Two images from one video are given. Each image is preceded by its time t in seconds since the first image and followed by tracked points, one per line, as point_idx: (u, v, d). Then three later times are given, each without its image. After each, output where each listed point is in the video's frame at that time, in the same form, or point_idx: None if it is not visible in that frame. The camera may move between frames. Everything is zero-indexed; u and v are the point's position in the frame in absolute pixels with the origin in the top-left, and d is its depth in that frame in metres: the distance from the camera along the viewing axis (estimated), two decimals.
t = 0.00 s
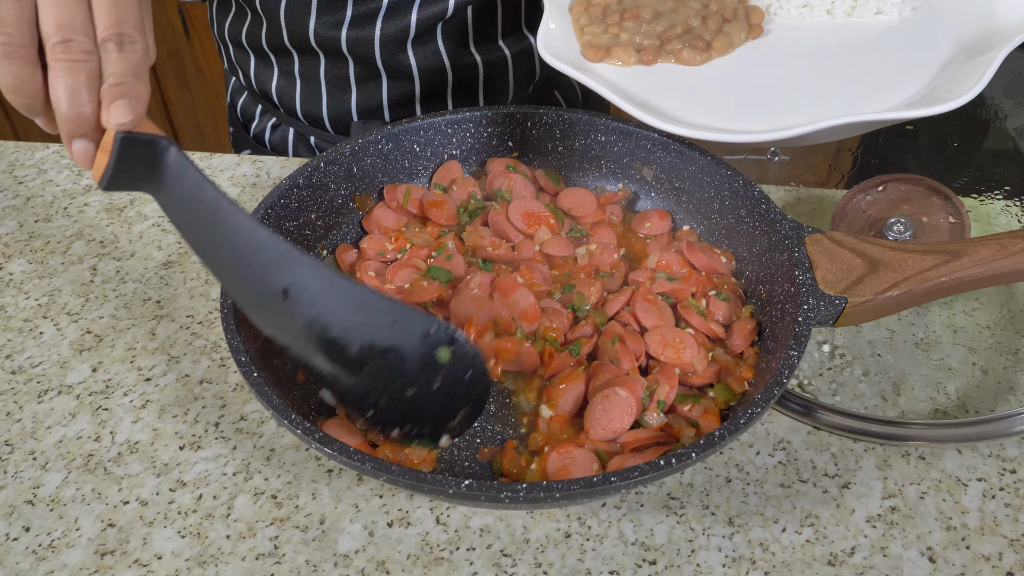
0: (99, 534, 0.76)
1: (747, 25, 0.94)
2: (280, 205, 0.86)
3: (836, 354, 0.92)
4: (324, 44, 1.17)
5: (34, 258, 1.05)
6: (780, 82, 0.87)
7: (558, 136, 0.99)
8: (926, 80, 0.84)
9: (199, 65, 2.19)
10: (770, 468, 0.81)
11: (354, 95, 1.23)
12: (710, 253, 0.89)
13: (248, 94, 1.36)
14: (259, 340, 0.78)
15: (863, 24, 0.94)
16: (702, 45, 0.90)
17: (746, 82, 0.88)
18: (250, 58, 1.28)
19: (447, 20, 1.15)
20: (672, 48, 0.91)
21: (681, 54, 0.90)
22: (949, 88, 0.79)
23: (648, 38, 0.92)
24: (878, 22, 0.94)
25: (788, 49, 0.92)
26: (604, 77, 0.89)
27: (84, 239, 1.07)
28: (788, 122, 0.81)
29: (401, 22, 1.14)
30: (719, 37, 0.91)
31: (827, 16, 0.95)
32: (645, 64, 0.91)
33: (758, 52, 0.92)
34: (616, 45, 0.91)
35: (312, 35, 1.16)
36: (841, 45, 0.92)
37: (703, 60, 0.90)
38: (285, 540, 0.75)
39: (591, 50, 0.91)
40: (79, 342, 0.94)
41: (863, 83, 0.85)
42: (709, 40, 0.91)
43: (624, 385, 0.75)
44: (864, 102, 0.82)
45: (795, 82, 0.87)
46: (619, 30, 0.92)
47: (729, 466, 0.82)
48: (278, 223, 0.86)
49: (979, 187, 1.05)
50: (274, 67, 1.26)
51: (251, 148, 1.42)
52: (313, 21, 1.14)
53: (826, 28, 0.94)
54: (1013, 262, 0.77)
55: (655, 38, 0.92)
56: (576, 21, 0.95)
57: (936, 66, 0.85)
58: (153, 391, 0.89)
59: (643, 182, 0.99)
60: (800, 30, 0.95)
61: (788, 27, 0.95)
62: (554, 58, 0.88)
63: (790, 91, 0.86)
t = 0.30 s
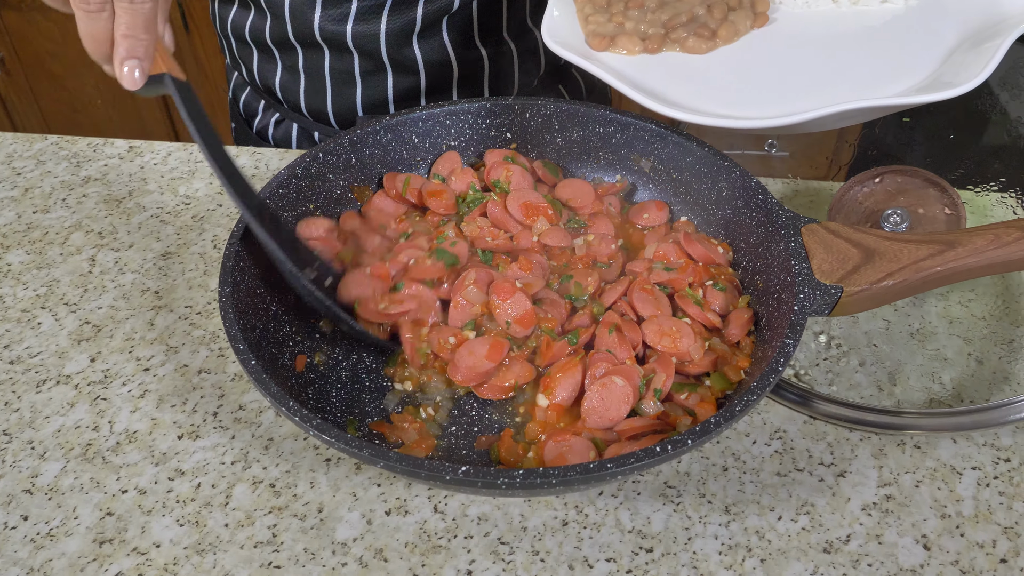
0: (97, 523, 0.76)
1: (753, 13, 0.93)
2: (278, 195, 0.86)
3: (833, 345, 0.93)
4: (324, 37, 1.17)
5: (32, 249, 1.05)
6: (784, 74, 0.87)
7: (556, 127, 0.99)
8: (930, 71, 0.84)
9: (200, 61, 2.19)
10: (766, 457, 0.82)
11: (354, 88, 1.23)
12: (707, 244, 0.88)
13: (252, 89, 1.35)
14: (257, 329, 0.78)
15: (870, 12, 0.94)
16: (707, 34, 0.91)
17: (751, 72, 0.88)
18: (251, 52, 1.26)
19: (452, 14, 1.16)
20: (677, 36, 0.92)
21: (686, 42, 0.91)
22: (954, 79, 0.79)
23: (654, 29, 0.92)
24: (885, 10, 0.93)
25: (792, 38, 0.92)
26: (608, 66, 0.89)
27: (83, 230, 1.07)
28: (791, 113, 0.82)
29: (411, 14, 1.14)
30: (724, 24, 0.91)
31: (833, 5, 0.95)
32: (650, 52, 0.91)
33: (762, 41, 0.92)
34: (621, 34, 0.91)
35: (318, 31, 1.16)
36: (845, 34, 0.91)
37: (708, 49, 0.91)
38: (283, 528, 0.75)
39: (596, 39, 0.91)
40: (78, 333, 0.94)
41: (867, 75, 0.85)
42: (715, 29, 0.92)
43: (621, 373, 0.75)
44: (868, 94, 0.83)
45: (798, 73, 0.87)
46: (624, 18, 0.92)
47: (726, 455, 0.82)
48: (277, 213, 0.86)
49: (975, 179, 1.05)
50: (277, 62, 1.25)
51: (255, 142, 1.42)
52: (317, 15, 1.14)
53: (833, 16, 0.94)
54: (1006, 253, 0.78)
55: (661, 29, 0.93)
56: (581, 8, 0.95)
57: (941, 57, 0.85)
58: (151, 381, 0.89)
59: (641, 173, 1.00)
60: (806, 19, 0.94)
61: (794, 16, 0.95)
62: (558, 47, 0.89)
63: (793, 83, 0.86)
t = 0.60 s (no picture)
0: (100, 517, 0.75)
1: (762, 15, 0.92)
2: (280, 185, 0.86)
3: (837, 336, 0.93)
4: (321, 28, 1.16)
5: (30, 242, 1.04)
6: (791, 78, 0.86)
7: (559, 118, 0.99)
8: (940, 79, 0.83)
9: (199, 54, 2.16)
10: (771, 448, 0.82)
11: (352, 79, 1.22)
12: (713, 232, 0.88)
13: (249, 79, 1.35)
14: (261, 321, 0.77)
15: (879, 15, 0.93)
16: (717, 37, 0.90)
17: (758, 74, 0.88)
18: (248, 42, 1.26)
19: (446, 5, 1.15)
20: (686, 40, 0.90)
21: (695, 45, 0.90)
22: (964, 92, 0.78)
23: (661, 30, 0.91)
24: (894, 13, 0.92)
25: (800, 41, 0.91)
26: (615, 69, 0.88)
27: (81, 223, 1.06)
28: (798, 121, 0.81)
29: (402, 4, 1.13)
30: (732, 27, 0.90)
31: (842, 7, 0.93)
32: (659, 55, 0.90)
33: (770, 44, 0.91)
34: (629, 36, 0.90)
35: (310, 19, 1.15)
36: (854, 38, 0.90)
37: (718, 52, 0.89)
38: (288, 521, 0.75)
39: (604, 41, 0.90)
40: (78, 326, 0.94)
41: (875, 80, 0.84)
42: (723, 32, 0.91)
43: (630, 368, 0.75)
44: (876, 101, 0.82)
45: (806, 78, 0.86)
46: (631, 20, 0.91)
47: (731, 446, 0.82)
48: (279, 204, 0.86)
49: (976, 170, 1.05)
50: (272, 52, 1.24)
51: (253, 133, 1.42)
52: (311, 4, 1.13)
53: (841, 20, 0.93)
54: (1012, 243, 0.77)
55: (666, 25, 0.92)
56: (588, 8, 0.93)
57: (951, 64, 0.84)
58: (153, 374, 0.88)
59: (644, 163, 0.99)
60: (814, 22, 0.93)
61: (802, 19, 0.94)
62: (567, 50, 0.88)
63: (800, 88, 0.85)
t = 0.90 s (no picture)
0: (94, 526, 0.74)
1: (763, 15, 0.91)
2: (275, 185, 0.84)
3: (841, 336, 0.92)
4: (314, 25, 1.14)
5: (19, 244, 1.02)
6: (791, 80, 0.85)
7: (558, 117, 0.98)
8: (942, 80, 0.81)
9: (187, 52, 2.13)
10: (777, 450, 0.81)
11: (346, 77, 1.20)
12: (717, 223, 0.86)
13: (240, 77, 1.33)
14: (259, 325, 0.76)
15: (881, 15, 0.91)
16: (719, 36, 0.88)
17: (760, 75, 0.86)
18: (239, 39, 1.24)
19: (441, 1, 1.14)
20: (691, 38, 0.89)
21: (699, 44, 0.88)
22: (966, 94, 0.77)
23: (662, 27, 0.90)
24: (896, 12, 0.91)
25: (801, 42, 0.90)
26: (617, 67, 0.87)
27: (71, 224, 1.04)
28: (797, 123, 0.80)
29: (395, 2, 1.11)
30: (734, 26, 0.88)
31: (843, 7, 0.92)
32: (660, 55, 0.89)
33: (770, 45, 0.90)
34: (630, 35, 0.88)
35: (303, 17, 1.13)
36: (856, 39, 0.89)
37: (720, 51, 0.88)
38: (287, 530, 0.73)
39: (605, 38, 0.88)
40: (69, 330, 0.92)
41: (875, 82, 0.83)
42: (725, 30, 0.89)
43: (635, 372, 0.72)
44: (874, 104, 0.81)
45: (807, 80, 0.85)
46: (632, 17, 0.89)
47: (737, 449, 0.81)
48: (274, 204, 0.84)
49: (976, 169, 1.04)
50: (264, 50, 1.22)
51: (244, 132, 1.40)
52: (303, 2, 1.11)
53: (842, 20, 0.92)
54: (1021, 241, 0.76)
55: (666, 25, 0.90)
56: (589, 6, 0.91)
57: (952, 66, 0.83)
58: (147, 379, 0.86)
59: (646, 163, 0.98)
60: (816, 22, 0.92)
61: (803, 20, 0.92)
62: (569, 47, 0.86)
63: (801, 89, 0.83)
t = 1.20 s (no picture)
0: (74, 548, 0.71)
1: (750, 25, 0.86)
2: (261, 193, 0.82)
3: (838, 343, 0.91)
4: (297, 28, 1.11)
5: None
6: (777, 96, 0.79)
7: (549, 121, 0.96)
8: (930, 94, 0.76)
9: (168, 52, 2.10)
10: (776, 461, 0.79)
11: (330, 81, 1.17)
12: (708, 219, 0.87)
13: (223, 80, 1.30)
14: (244, 338, 0.74)
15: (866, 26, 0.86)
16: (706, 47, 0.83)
17: (740, 86, 0.81)
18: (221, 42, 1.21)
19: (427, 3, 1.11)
20: (675, 50, 0.83)
21: (685, 56, 0.83)
22: (953, 112, 0.72)
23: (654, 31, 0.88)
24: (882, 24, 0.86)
25: (786, 54, 0.84)
26: (603, 79, 0.81)
27: (50, 232, 1.01)
28: (784, 142, 0.74)
29: (380, 4, 1.08)
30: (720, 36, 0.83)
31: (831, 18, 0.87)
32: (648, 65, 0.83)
33: (756, 58, 0.84)
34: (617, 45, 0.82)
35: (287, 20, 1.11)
36: (841, 50, 0.84)
37: (708, 63, 0.82)
38: (274, 549, 0.71)
39: (591, 50, 0.82)
40: (47, 342, 0.89)
41: (866, 95, 0.77)
42: (714, 43, 0.84)
43: (626, 384, 0.71)
44: (865, 120, 0.75)
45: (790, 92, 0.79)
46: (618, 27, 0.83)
47: (735, 461, 0.79)
48: (260, 212, 0.82)
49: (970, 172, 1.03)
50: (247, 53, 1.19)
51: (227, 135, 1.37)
52: (286, 4, 1.09)
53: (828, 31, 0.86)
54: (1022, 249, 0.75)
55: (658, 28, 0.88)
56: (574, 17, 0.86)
57: (943, 79, 0.78)
58: (128, 393, 0.84)
59: (639, 168, 0.97)
60: (803, 33, 0.87)
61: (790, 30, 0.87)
62: (556, 59, 0.80)
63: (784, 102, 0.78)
